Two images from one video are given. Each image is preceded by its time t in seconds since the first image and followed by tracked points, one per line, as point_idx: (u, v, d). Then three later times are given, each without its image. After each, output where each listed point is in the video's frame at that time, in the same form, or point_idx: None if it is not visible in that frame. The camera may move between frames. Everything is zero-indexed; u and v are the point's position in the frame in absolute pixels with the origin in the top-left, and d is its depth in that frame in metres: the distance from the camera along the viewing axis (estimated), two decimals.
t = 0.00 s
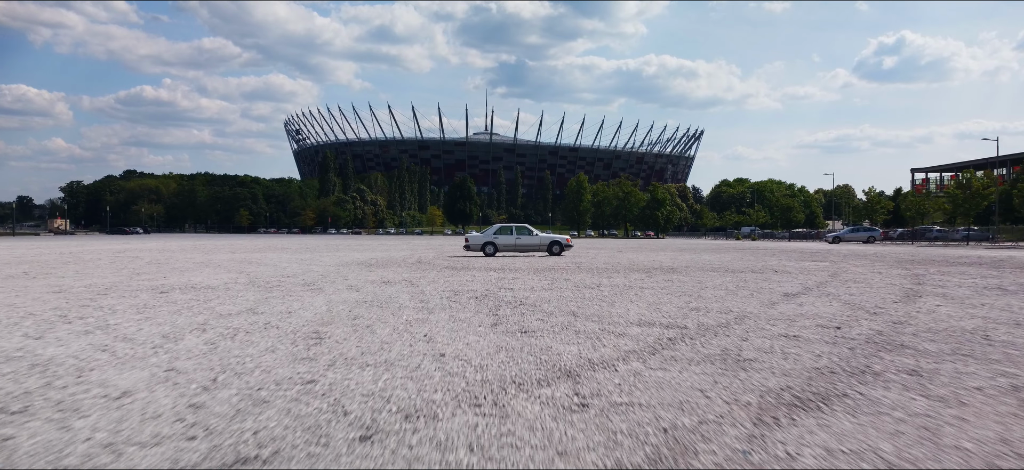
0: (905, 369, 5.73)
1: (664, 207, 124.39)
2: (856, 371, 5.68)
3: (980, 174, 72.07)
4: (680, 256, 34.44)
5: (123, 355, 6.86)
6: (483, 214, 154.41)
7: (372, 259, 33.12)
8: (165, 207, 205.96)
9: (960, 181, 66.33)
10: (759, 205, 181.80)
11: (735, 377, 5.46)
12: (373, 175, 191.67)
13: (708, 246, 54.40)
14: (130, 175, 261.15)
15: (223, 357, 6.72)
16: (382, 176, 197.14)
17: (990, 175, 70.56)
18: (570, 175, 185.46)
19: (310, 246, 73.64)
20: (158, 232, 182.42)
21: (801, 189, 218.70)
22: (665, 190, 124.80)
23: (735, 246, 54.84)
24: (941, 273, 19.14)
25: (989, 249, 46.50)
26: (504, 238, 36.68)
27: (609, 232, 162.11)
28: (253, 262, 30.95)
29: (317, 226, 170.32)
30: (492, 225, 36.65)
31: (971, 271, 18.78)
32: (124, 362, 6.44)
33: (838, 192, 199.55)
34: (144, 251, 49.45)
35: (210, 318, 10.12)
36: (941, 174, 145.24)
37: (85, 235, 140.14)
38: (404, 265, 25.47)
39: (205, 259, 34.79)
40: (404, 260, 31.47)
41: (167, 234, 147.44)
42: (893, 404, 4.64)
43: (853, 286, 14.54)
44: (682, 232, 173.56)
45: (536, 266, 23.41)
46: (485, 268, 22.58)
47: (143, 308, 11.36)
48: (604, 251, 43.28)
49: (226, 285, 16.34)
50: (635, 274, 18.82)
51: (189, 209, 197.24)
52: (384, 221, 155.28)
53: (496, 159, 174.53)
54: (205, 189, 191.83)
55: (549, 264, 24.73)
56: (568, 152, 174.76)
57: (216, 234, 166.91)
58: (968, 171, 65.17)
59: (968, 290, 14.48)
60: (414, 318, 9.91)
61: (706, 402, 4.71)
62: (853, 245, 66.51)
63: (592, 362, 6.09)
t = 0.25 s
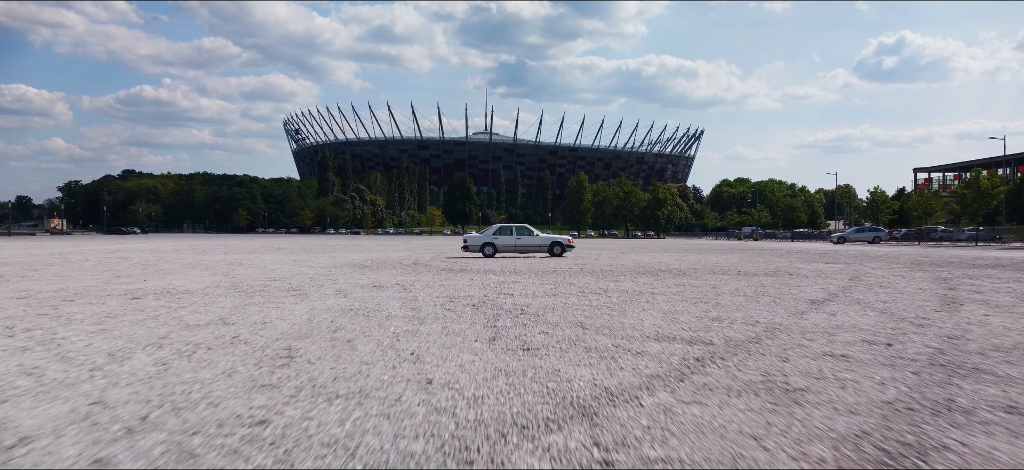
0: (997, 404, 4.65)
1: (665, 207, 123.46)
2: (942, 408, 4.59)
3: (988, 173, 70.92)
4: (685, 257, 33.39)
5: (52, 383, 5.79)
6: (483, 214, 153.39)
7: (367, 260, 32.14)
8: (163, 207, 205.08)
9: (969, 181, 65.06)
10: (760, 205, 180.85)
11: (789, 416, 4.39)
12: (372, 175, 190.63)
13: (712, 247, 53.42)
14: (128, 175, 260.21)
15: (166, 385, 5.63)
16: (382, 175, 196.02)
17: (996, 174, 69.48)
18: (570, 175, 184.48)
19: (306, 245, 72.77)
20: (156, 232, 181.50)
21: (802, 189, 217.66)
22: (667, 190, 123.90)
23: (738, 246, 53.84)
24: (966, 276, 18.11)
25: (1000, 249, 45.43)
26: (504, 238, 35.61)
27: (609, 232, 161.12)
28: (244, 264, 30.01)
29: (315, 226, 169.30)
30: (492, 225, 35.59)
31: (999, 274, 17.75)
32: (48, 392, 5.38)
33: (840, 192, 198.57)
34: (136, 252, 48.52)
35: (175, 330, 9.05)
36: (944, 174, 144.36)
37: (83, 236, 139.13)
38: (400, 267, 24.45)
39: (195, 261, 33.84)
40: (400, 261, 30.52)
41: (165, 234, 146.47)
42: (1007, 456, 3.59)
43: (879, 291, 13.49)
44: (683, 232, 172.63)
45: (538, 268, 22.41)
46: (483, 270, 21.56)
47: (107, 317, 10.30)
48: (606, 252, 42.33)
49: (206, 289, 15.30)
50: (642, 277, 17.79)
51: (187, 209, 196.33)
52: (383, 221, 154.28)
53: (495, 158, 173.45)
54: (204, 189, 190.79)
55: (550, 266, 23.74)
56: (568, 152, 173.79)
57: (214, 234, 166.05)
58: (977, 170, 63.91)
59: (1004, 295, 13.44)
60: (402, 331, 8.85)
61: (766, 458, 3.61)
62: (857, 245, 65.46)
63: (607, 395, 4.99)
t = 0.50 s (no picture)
0: None
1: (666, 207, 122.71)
2: None
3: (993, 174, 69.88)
4: (690, 258, 32.30)
5: None
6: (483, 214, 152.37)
7: (361, 262, 31.10)
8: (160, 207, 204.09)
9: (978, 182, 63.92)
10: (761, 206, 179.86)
11: None
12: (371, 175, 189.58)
13: (716, 248, 52.31)
14: (125, 175, 259.15)
15: (80, 427, 4.52)
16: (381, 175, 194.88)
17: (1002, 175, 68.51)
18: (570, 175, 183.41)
19: (302, 245, 71.72)
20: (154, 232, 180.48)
21: (802, 190, 216.53)
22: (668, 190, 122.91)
23: (741, 247, 52.81)
24: (994, 280, 17.01)
25: (1011, 249, 44.48)
26: (504, 239, 34.48)
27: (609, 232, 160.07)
28: (233, 265, 28.95)
29: (314, 227, 168.25)
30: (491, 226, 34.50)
31: None
32: None
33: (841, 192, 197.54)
34: (127, 252, 47.47)
35: (118, 348, 7.92)
36: (947, 174, 143.37)
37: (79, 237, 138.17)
38: (393, 270, 23.37)
39: (184, 262, 32.79)
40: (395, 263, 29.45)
41: (163, 235, 145.58)
42: None
43: (913, 299, 12.37)
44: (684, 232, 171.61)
45: (537, 271, 21.33)
46: (480, 273, 20.47)
47: (54, 330, 9.22)
48: (608, 253, 41.28)
49: (180, 295, 14.20)
50: (651, 281, 16.71)
51: (185, 209, 195.29)
52: (382, 221, 153.34)
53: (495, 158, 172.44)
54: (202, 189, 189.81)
55: (551, 268, 22.66)
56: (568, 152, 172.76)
57: (212, 233, 165.04)
58: (987, 171, 62.80)
59: None
60: (387, 347, 7.70)
61: None
62: (863, 246, 64.39)
63: (634, 447, 3.89)
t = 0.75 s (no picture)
0: None
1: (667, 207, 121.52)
2: None
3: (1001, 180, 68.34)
4: (697, 260, 31.12)
5: None
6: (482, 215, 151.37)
7: (356, 264, 30.02)
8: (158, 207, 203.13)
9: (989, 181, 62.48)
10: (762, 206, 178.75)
11: None
12: (371, 175, 188.42)
13: (720, 248, 51.17)
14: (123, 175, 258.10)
15: None
16: (380, 174, 193.71)
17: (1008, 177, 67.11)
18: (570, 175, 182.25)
19: (299, 246, 70.66)
20: (152, 232, 179.52)
21: (804, 189, 215.30)
22: (668, 190, 121.89)
23: (746, 248, 51.55)
24: None
25: None
26: (502, 240, 33.36)
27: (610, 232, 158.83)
28: (222, 267, 27.91)
29: (313, 226, 167.06)
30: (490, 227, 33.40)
31: None
32: None
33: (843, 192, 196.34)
34: (117, 253, 46.44)
35: (52, 371, 6.76)
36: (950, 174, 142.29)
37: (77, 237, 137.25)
38: (388, 273, 22.28)
39: (173, 264, 31.74)
40: (390, 265, 28.41)
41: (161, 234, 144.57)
42: None
43: (955, 307, 11.22)
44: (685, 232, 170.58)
45: (539, 275, 20.22)
46: (479, 277, 19.36)
47: None
48: (610, 254, 40.22)
49: (151, 302, 13.10)
50: (663, 286, 15.54)
51: (183, 209, 194.29)
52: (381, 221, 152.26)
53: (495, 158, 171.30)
54: (200, 189, 188.63)
55: (553, 272, 21.57)
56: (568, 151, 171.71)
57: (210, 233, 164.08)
58: (999, 170, 61.41)
59: None
60: (368, 371, 6.57)
61: None
62: (870, 246, 63.14)
63: None
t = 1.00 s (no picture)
0: None
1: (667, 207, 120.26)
2: None
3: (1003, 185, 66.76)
4: (705, 261, 29.87)
5: None
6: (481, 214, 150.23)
7: (348, 266, 28.79)
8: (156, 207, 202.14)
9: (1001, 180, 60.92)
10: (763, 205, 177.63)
11: None
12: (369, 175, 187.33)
13: (723, 250, 49.86)
14: (121, 175, 257.09)
15: None
16: (379, 174, 192.54)
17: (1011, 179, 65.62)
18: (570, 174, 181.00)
19: (295, 247, 69.47)
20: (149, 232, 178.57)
21: (806, 189, 214.02)
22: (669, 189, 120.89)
23: (751, 249, 50.29)
24: None
25: None
26: (501, 241, 32.17)
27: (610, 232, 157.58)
28: (209, 270, 26.75)
29: (311, 227, 165.96)
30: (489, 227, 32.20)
31: None
32: None
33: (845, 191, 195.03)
34: (106, 255, 45.34)
35: None
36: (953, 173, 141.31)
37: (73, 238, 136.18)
38: (383, 276, 21.06)
39: (159, 267, 30.51)
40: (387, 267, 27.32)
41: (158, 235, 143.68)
42: None
43: (1009, 319, 9.99)
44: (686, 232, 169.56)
45: (543, 279, 19.02)
46: (478, 281, 18.18)
47: None
48: (611, 256, 39.05)
49: (117, 312, 11.87)
50: (676, 293, 14.31)
51: (181, 209, 193.24)
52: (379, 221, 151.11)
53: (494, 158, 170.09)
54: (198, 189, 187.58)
55: (556, 276, 20.35)
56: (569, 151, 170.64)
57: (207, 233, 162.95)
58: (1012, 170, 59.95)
59: None
60: (335, 408, 5.37)
61: None
62: (877, 246, 61.78)
63: None
